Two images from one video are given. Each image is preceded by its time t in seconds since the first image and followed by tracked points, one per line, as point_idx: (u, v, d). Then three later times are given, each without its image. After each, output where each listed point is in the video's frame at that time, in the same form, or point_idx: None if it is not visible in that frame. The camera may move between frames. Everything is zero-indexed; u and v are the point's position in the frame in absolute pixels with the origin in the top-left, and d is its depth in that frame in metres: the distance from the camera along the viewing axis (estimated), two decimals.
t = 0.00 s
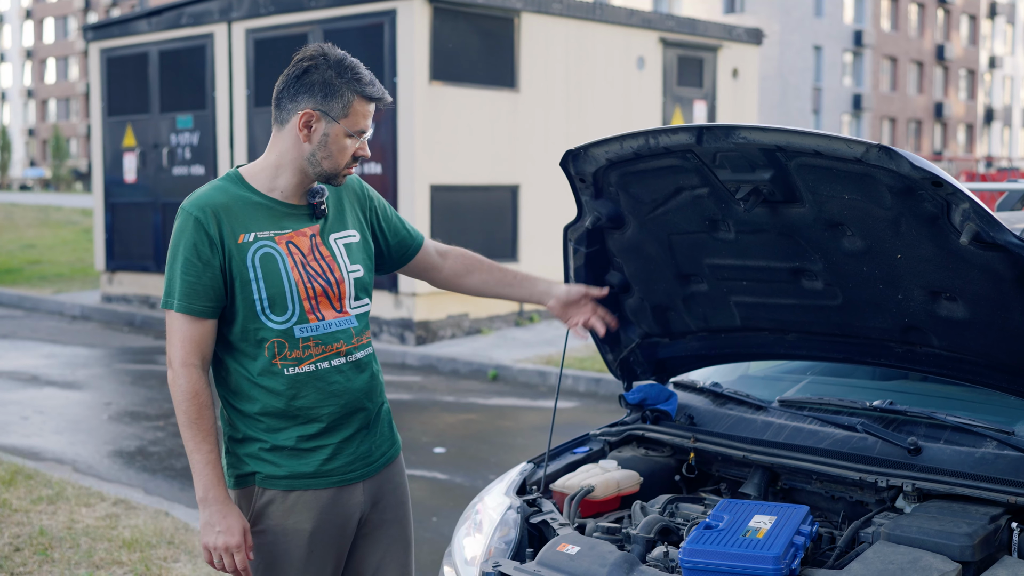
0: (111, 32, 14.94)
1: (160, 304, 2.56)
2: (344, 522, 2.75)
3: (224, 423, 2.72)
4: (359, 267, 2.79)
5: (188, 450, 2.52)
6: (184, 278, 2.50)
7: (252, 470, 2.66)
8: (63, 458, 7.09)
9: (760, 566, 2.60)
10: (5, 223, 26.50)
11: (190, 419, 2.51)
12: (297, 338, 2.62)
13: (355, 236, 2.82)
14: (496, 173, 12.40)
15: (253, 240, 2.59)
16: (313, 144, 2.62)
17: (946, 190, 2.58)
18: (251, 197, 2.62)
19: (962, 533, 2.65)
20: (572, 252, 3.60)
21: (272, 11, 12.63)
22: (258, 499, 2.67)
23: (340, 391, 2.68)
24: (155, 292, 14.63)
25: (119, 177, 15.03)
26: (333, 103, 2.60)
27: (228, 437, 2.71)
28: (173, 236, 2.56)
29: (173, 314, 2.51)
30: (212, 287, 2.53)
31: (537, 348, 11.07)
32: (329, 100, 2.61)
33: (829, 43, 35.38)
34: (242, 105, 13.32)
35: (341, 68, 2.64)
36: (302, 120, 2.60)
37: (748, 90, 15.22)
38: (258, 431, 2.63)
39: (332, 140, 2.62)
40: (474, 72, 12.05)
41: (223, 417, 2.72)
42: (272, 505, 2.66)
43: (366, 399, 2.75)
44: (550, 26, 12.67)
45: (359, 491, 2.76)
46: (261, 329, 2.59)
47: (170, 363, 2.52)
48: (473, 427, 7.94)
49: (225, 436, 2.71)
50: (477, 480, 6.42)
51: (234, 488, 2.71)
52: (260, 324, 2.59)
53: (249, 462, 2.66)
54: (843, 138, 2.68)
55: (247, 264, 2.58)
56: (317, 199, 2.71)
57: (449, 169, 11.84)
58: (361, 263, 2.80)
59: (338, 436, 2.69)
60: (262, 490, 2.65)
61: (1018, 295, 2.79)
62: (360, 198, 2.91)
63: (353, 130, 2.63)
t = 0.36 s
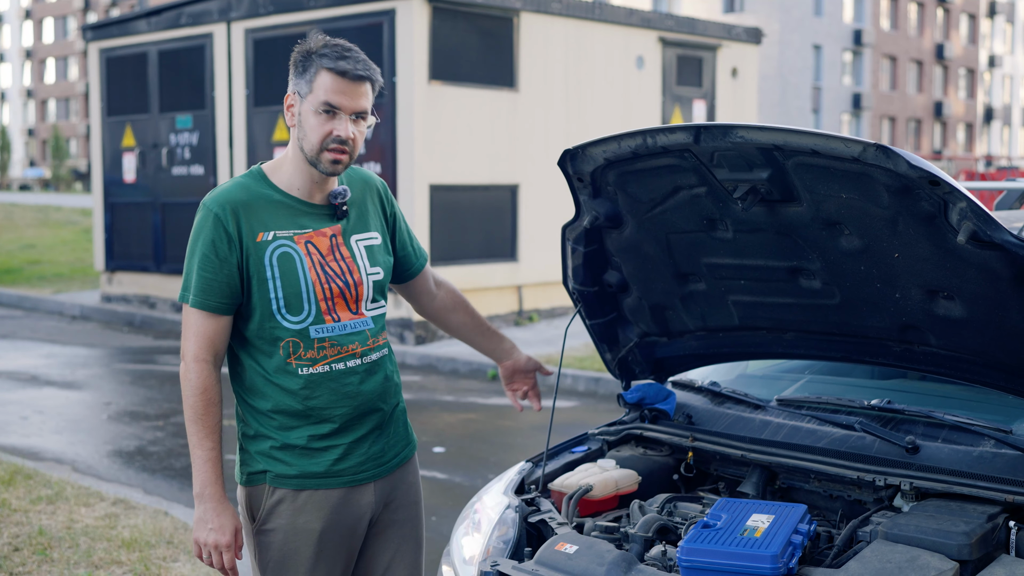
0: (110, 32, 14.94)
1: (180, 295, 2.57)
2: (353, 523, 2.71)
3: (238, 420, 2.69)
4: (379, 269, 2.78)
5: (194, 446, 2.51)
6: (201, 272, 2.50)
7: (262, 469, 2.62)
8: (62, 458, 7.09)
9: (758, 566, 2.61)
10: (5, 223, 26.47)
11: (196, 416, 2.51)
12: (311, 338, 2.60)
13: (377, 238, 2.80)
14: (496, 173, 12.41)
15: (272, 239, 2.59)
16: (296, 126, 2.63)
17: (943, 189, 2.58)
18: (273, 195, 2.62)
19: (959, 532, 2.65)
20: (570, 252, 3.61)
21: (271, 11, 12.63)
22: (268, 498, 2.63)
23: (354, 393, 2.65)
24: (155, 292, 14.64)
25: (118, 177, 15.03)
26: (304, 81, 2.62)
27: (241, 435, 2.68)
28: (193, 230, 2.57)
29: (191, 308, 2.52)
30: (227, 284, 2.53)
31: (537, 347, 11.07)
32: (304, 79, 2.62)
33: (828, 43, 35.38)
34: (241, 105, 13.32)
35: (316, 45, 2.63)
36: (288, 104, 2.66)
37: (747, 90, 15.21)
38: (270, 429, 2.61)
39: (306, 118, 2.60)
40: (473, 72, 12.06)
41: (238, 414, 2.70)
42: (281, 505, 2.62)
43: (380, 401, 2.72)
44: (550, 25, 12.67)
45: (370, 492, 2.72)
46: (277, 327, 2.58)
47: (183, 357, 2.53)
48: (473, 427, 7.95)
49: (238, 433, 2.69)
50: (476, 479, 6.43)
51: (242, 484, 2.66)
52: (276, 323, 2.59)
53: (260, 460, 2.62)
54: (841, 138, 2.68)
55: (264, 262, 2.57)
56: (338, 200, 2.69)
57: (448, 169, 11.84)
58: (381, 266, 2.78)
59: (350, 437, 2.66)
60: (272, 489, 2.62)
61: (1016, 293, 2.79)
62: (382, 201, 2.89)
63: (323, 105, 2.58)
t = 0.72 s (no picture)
0: (108, 32, 14.93)
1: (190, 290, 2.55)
2: (360, 524, 2.70)
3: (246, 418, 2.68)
4: (390, 269, 2.76)
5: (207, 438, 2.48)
6: (209, 266, 2.49)
7: (268, 468, 2.62)
8: (61, 458, 7.09)
9: (756, 565, 2.61)
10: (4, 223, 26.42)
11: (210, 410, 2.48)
12: (319, 334, 2.59)
13: (390, 238, 2.78)
14: (495, 172, 12.40)
15: (282, 234, 2.58)
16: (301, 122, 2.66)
17: (941, 188, 2.58)
18: (285, 190, 2.61)
19: (958, 531, 2.65)
20: (568, 251, 3.61)
21: (270, 10, 12.62)
22: (273, 497, 2.63)
23: (360, 392, 2.64)
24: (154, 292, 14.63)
25: (117, 176, 15.01)
26: (303, 76, 2.64)
27: (249, 432, 2.67)
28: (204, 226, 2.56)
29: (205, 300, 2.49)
30: (236, 279, 2.52)
31: (536, 346, 11.07)
32: (304, 74, 2.64)
33: (827, 42, 35.37)
34: (240, 104, 13.31)
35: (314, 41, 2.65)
36: (294, 102, 2.69)
37: (747, 89, 15.18)
38: (276, 427, 2.60)
39: (308, 113, 2.62)
40: (472, 71, 12.05)
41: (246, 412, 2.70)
42: (287, 504, 2.63)
43: (387, 400, 2.71)
44: (548, 25, 12.66)
45: (376, 492, 2.72)
46: (286, 323, 2.57)
47: (193, 351, 2.51)
48: (472, 426, 7.95)
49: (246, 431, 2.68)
50: (475, 479, 6.43)
51: (251, 483, 2.67)
52: (285, 319, 2.57)
53: (266, 458, 2.62)
54: (839, 137, 2.68)
55: (273, 257, 2.56)
56: (351, 198, 2.68)
57: (447, 168, 11.84)
58: (393, 266, 2.77)
59: (356, 437, 2.65)
60: (278, 489, 2.62)
61: (1014, 292, 2.78)
62: (396, 205, 2.88)
63: (322, 99, 2.59)
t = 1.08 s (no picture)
0: (105, 32, 14.91)
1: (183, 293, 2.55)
2: (368, 524, 2.70)
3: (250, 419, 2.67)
4: (391, 268, 2.76)
5: (214, 422, 2.41)
6: (207, 267, 2.48)
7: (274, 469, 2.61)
8: (58, 458, 7.08)
9: (754, 563, 2.61)
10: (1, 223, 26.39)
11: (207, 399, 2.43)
12: (322, 333, 2.58)
13: (390, 237, 2.78)
14: (492, 171, 12.40)
15: (282, 234, 2.58)
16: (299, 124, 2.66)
17: (937, 186, 2.58)
18: (283, 192, 2.61)
19: (955, 529, 2.65)
20: (566, 250, 3.61)
21: (267, 10, 12.62)
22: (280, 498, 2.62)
23: (364, 390, 2.63)
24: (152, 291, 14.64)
25: (114, 176, 14.99)
26: (299, 79, 2.64)
27: (254, 434, 2.66)
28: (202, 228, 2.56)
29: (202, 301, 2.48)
30: (233, 278, 2.51)
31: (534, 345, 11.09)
32: (298, 76, 2.64)
33: (825, 40, 35.38)
34: (237, 104, 13.31)
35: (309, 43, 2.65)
36: (291, 104, 2.69)
37: (744, 87, 15.18)
38: (281, 427, 2.59)
39: (304, 115, 2.62)
40: (470, 70, 12.05)
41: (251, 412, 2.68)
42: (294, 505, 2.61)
43: (392, 397, 2.70)
44: (546, 24, 12.66)
45: (383, 492, 2.71)
46: (289, 323, 2.57)
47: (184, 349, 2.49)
48: (470, 425, 7.95)
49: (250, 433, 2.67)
50: (474, 478, 6.43)
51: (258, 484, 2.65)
52: (288, 319, 2.57)
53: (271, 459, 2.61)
54: (836, 136, 2.68)
55: (275, 257, 2.56)
56: (349, 197, 2.68)
57: (445, 167, 11.84)
58: (393, 264, 2.77)
59: (362, 435, 2.64)
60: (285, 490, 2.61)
61: (1011, 291, 2.79)
62: (395, 204, 2.87)
63: (317, 100, 2.59)
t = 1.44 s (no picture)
0: (103, 30, 14.88)
1: (198, 295, 2.43)
2: (372, 522, 2.70)
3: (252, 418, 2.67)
4: (391, 266, 2.76)
5: (297, 355, 2.29)
6: (224, 262, 2.41)
7: (279, 469, 2.59)
8: (56, 457, 7.08)
9: (751, 563, 2.61)
10: None
11: (273, 350, 2.30)
12: (324, 330, 2.57)
13: (389, 236, 2.79)
14: (490, 169, 12.38)
15: (288, 230, 2.56)
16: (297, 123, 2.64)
17: (935, 186, 2.58)
18: (286, 189, 2.60)
19: (952, 528, 2.65)
20: (563, 249, 3.60)
21: (264, 8, 12.60)
22: (284, 497, 2.60)
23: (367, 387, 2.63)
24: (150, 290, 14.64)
25: (112, 175, 14.97)
26: (295, 77, 2.63)
27: (257, 434, 2.65)
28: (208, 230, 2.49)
29: (228, 290, 2.39)
30: (250, 269, 2.43)
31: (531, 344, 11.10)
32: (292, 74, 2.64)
33: (823, 39, 35.39)
34: (235, 103, 13.29)
35: (304, 41, 2.64)
36: (288, 104, 2.68)
37: (742, 86, 15.17)
38: (285, 426, 2.57)
39: (301, 110, 2.60)
40: (468, 69, 12.03)
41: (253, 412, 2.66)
42: (298, 505, 2.60)
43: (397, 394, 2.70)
44: (544, 22, 12.64)
45: (386, 490, 2.70)
46: (292, 321, 2.55)
47: (229, 339, 2.34)
48: (468, 424, 7.95)
49: (253, 434, 2.66)
50: (472, 476, 6.43)
51: (262, 485, 2.63)
52: (291, 317, 2.55)
53: (274, 459, 2.59)
54: (834, 135, 2.68)
55: (282, 253, 2.54)
56: (351, 197, 2.68)
57: (443, 166, 11.84)
58: (393, 262, 2.77)
59: (366, 433, 2.64)
60: (289, 489, 2.59)
61: (1009, 291, 2.79)
62: (392, 202, 2.87)
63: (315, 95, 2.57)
